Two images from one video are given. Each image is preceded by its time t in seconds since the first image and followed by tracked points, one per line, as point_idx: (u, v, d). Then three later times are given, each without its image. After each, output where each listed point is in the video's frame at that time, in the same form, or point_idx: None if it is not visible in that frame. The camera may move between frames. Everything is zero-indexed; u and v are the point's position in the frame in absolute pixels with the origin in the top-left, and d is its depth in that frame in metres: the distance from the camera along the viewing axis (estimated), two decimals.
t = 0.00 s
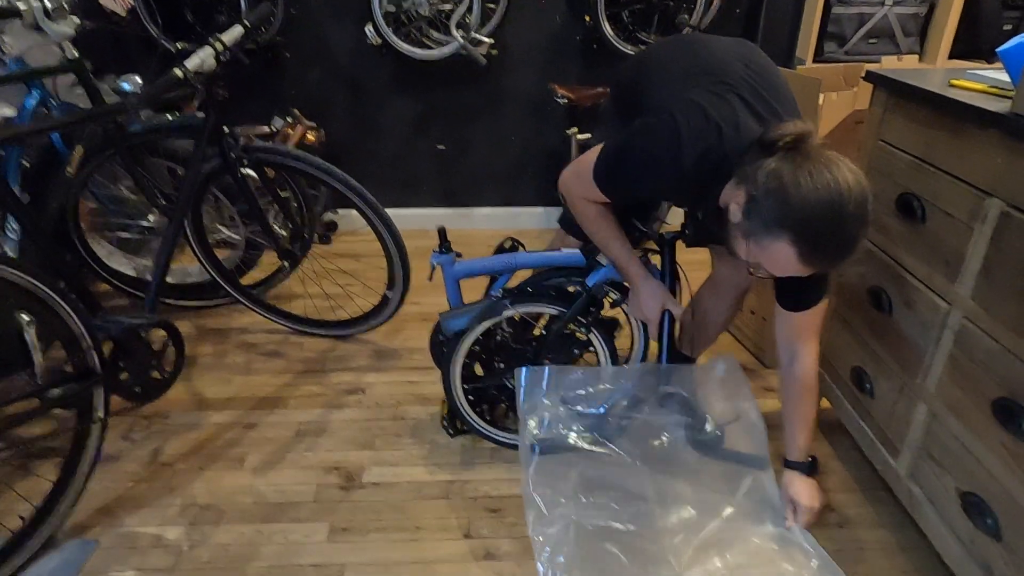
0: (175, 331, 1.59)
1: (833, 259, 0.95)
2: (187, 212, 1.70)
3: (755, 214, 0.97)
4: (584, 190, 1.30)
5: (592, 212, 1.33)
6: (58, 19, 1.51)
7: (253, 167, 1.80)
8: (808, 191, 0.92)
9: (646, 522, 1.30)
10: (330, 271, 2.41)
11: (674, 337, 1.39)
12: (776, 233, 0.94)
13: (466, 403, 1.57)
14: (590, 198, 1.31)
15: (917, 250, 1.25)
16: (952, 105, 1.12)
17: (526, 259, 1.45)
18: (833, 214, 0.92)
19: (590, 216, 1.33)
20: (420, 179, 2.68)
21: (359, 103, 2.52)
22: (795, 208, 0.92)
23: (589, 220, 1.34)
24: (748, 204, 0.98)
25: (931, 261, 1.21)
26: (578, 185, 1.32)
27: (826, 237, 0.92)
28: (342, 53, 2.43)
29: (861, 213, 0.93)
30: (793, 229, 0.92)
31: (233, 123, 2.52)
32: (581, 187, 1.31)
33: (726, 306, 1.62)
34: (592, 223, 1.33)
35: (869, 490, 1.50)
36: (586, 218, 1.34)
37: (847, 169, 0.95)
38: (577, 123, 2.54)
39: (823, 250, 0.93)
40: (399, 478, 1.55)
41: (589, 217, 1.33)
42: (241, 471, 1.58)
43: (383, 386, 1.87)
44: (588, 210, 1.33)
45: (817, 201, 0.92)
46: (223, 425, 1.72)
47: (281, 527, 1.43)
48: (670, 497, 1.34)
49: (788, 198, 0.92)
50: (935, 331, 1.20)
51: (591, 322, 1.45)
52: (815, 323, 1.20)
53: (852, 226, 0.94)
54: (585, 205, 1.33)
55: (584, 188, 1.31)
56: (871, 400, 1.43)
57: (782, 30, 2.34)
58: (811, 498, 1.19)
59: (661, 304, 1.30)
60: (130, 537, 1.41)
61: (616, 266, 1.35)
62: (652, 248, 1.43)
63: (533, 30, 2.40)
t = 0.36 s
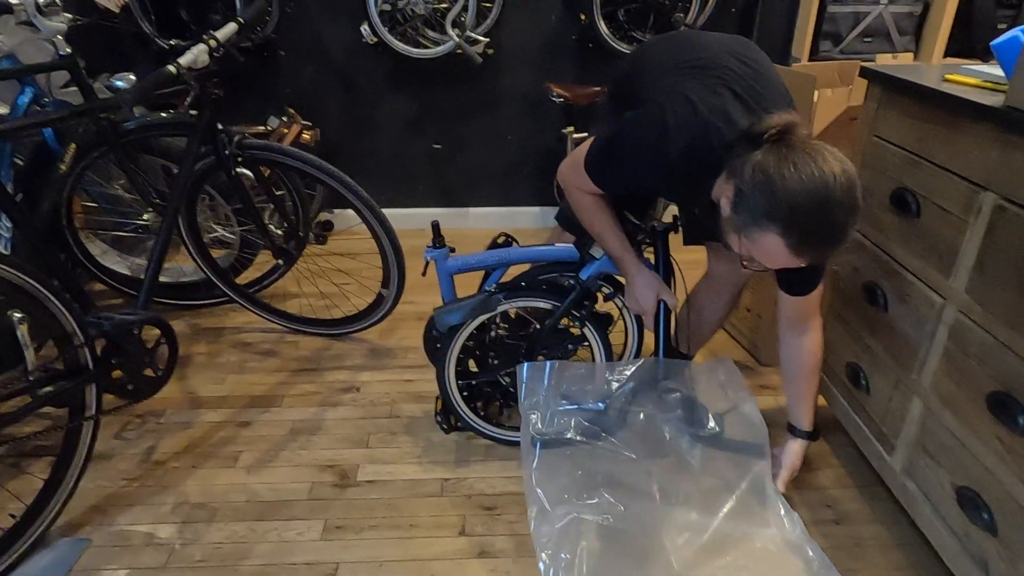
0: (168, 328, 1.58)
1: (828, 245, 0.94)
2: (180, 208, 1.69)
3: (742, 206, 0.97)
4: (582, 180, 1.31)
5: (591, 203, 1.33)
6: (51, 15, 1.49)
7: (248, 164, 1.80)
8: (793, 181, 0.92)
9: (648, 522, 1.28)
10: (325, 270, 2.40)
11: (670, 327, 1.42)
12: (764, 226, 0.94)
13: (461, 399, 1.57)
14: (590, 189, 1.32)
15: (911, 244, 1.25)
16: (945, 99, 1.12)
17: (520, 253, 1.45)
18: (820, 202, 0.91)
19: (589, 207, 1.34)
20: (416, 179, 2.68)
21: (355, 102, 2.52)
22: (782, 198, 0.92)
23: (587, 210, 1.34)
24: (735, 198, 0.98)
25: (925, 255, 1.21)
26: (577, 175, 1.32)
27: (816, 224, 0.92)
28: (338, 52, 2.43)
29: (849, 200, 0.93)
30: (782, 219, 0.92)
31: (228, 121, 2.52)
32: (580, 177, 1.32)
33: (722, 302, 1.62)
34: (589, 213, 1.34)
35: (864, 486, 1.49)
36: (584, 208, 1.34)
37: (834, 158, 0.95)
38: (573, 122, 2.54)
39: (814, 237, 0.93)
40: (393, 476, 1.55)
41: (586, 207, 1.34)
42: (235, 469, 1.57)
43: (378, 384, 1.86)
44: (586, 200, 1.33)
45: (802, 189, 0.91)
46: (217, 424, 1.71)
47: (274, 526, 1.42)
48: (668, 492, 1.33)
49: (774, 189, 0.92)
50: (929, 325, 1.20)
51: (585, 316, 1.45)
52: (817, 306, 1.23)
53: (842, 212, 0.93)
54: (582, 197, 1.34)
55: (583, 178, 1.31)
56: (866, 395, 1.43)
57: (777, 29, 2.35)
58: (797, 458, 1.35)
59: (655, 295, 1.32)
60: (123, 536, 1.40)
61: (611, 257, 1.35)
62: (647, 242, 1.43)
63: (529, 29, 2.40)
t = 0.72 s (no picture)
0: (166, 333, 1.58)
1: (830, 243, 0.95)
2: (178, 213, 1.70)
3: (742, 205, 0.98)
4: (577, 184, 1.32)
5: (587, 206, 1.34)
6: (49, 21, 1.46)
7: (245, 169, 1.81)
8: (792, 178, 0.93)
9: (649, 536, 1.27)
10: (323, 274, 2.41)
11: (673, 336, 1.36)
12: (766, 224, 0.95)
13: (456, 403, 1.57)
14: (586, 193, 1.33)
15: (904, 249, 1.26)
16: (937, 105, 1.13)
17: (515, 258, 1.46)
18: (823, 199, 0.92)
19: (584, 210, 1.35)
20: (414, 183, 2.69)
21: (353, 107, 2.53)
22: (783, 196, 0.93)
23: (583, 213, 1.35)
24: (736, 198, 0.99)
25: (918, 260, 1.22)
26: (572, 180, 1.33)
27: (817, 221, 0.92)
28: (336, 57, 2.44)
29: (849, 197, 0.94)
30: (783, 217, 0.93)
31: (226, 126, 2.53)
32: (575, 181, 1.33)
33: (718, 306, 1.62)
34: (586, 216, 1.35)
35: (859, 490, 1.50)
36: (580, 212, 1.35)
37: (833, 157, 0.96)
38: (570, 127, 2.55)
39: (815, 234, 0.93)
40: (390, 480, 1.55)
41: (583, 210, 1.35)
42: (232, 474, 1.57)
43: (375, 389, 1.86)
44: (582, 204, 1.34)
45: (803, 186, 0.92)
46: (214, 428, 1.71)
47: (271, 530, 1.42)
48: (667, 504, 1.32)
49: (776, 186, 0.93)
50: (922, 330, 1.21)
51: (579, 319, 1.46)
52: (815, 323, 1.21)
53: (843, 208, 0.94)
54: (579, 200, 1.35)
55: (578, 182, 1.32)
56: (860, 399, 1.43)
57: (773, 34, 2.36)
58: (827, 514, 1.19)
59: (655, 296, 1.33)
60: (119, 540, 1.40)
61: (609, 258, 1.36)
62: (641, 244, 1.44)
63: (526, 34, 2.41)
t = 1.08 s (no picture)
0: (162, 339, 1.59)
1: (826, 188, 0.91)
2: (174, 219, 1.71)
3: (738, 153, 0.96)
4: (574, 181, 1.33)
5: (581, 205, 1.35)
6: (46, 30, 1.48)
7: (241, 175, 1.81)
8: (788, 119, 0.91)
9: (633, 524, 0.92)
10: (319, 278, 2.42)
11: (660, 340, 1.39)
12: (758, 162, 0.93)
13: (450, 408, 1.58)
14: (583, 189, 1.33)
15: (894, 254, 1.27)
16: (925, 112, 1.14)
17: (508, 264, 1.46)
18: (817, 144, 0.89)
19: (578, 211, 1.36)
20: (410, 187, 2.70)
21: (349, 112, 2.54)
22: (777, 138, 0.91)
23: (577, 214, 1.36)
24: (732, 144, 0.97)
25: (907, 265, 1.23)
26: (569, 178, 1.35)
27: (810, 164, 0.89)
28: (331, 62, 2.45)
29: (845, 142, 0.90)
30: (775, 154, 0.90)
31: (223, 131, 2.53)
32: (570, 180, 1.34)
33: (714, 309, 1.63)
34: (581, 216, 1.36)
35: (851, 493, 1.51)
36: (574, 211, 1.36)
37: (835, 105, 0.92)
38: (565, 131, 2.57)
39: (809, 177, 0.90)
40: (385, 484, 1.56)
41: (578, 210, 1.36)
42: (228, 478, 1.58)
43: (371, 393, 1.87)
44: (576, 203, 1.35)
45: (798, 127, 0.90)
46: (211, 433, 1.72)
47: (266, 534, 1.43)
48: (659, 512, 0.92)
49: (769, 127, 0.91)
50: (911, 334, 1.22)
51: (572, 325, 1.47)
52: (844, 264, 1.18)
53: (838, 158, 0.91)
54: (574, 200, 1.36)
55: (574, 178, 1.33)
56: (851, 403, 1.45)
57: (766, 39, 2.38)
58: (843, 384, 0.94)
59: (645, 303, 1.32)
60: (115, 545, 1.41)
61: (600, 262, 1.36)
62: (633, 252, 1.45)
63: (521, 39, 2.43)
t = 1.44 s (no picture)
0: (160, 342, 1.59)
1: (753, 30, 0.91)
2: (171, 222, 1.71)
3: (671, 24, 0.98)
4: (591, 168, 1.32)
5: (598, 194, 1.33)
6: (43, 33, 1.49)
7: (239, 178, 1.82)
8: None
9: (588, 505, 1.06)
10: (317, 281, 2.43)
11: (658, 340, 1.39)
12: (681, 20, 0.95)
13: (448, 410, 1.58)
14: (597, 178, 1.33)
15: (889, 256, 1.28)
16: (920, 115, 1.15)
17: (506, 267, 1.48)
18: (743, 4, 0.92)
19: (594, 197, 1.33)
20: (407, 190, 2.70)
21: (346, 114, 2.55)
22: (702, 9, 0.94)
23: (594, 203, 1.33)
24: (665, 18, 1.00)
25: (902, 266, 1.24)
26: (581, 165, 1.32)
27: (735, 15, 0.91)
28: (329, 65, 2.45)
29: None
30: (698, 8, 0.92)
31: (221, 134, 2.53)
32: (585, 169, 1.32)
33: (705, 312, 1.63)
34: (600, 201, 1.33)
35: (848, 494, 1.52)
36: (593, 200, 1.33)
37: None
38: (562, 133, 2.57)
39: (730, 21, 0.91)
40: (383, 487, 1.56)
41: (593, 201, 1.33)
42: (226, 481, 1.58)
43: (369, 396, 1.87)
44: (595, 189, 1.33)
45: None
46: (209, 436, 1.72)
47: (265, 537, 1.43)
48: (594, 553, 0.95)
49: None
50: (907, 335, 1.23)
51: (569, 328, 1.47)
52: (766, 213, 1.19)
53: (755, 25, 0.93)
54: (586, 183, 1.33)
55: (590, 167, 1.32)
56: (848, 404, 1.45)
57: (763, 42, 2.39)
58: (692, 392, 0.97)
59: (659, 299, 1.30)
60: (114, 549, 1.41)
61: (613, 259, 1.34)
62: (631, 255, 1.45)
63: (519, 42, 2.43)
